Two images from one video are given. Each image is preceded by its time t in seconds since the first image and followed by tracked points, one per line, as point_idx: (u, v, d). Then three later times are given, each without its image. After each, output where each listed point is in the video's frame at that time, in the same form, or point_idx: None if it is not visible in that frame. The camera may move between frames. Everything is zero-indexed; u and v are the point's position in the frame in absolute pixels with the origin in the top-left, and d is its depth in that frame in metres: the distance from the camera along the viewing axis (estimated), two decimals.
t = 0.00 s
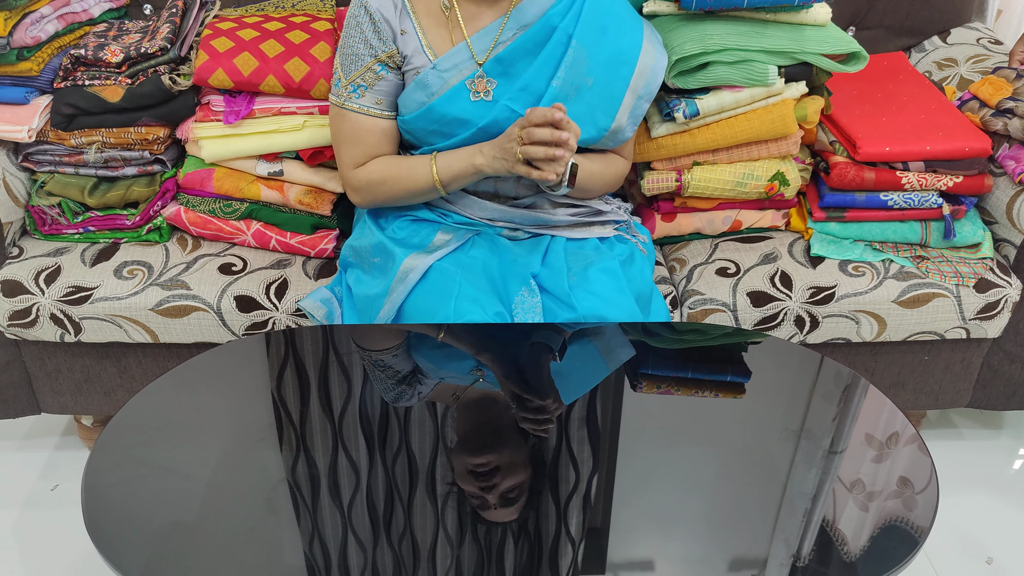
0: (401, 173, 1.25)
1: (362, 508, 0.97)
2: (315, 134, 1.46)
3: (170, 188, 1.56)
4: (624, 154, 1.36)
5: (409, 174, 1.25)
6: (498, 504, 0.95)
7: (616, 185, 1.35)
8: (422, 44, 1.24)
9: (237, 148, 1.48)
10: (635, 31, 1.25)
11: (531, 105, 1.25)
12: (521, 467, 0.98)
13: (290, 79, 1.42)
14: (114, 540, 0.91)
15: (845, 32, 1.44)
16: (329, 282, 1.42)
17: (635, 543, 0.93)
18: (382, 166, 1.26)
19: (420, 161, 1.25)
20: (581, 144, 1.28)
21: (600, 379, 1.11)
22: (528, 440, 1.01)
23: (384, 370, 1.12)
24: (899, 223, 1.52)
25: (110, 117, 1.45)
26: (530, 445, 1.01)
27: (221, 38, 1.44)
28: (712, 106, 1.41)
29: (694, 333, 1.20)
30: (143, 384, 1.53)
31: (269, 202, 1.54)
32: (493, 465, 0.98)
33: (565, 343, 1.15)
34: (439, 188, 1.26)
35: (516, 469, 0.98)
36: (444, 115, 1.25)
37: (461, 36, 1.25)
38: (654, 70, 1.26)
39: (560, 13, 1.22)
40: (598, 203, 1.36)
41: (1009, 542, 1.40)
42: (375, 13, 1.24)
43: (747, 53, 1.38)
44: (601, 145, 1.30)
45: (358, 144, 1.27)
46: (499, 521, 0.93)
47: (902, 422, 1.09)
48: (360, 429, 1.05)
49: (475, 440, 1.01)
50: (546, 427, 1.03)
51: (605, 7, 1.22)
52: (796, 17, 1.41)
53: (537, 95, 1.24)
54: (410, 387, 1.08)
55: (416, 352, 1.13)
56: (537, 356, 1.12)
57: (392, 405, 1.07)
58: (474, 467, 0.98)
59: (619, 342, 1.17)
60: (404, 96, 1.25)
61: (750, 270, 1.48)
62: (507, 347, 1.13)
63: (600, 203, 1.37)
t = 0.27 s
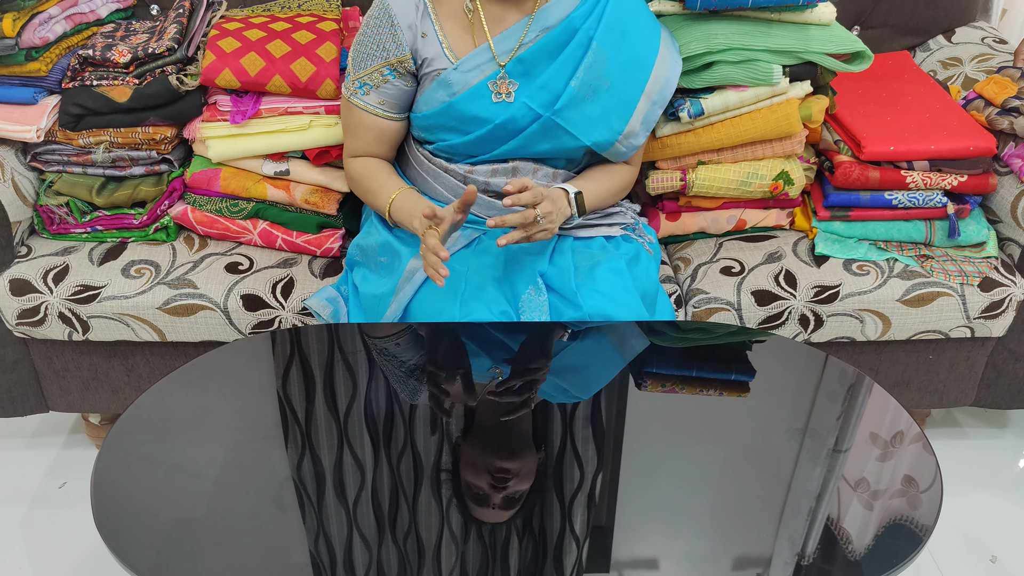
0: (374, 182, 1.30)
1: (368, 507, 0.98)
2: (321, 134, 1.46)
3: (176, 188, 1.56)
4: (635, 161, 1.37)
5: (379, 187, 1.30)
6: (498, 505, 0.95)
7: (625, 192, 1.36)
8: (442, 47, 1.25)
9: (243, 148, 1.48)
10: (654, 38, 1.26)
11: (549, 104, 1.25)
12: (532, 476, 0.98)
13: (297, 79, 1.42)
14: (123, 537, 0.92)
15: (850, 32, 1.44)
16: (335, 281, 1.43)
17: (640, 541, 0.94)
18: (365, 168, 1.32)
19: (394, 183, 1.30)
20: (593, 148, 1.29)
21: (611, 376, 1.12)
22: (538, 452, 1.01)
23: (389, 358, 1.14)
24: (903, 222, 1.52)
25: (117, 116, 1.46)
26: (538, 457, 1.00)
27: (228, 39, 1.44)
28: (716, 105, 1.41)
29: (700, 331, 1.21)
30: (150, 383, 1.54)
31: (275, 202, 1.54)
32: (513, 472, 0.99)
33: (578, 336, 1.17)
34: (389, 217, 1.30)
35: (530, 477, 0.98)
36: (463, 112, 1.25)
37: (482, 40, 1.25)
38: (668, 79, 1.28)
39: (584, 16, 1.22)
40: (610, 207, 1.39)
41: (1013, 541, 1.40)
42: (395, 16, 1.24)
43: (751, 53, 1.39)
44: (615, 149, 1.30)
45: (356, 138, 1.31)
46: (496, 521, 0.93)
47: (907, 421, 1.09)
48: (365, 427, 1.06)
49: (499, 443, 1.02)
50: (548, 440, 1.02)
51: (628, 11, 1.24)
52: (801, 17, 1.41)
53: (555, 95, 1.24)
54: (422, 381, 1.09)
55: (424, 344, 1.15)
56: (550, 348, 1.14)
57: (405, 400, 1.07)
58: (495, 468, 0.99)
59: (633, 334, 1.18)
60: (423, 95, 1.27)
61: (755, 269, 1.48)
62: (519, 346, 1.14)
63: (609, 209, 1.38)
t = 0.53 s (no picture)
0: (384, 172, 1.29)
1: (371, 507, 0.98)
2: (324, 134, 1.46)
3: (181, 188, 1.57)
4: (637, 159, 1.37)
5: (389, 172, 1.29)
6: (497, 502, 0.96)
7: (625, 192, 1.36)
8: (443, 49, 1.25)
9: (247, 149, 1.49)
10: (654, 36, 1.26)
11: (549, 104, 1.25)
12: (529, 473, 0.99)
13: (300, 80, 1.43)
14: (128, 536, 0.92)
15: (852, 32, 1.44)
16: (338, 281, 1.43)
17: (643, 541, 0.94)
18: (372, 163, 1.31)
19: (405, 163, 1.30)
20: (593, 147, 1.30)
21: (611, 378, 1.13)
22: (536, 450, 1.02)
23: (392, 354, 1.16)
24: (906, 222, 1.52)
25: (122, 117, 1.47)
26: (536, 454, 1.01)
27: (232, 39, 1.45)
28: (719, 105, 1.42)
29: (702, 331, 1.21)
30: (154, 382, 1.55)
31: (279, 202, 1.55)
32: (507, 467, 1.00)
33: (580, 336, 1.18)
34: (406, 196, 1.29)
35: (526, 474, 0.99)
36: (464, 113, 1.26)
37: (481, 40, 1.26)
38: (669, 74, 1.27)
39: (582, 14, 1.23)
40: (612, 206, 1.39)
41: (1015, 541, 1.40)
42: (395, 19, 1.25)
43: (754, 53, 1.39)
44: (617, 147, 1.31)
45: (360, 139, 1.32)
46: (491, 521, 0.94)
47: (909, 421, 1.09)
48: (368, 427, 1.07)
49: (497, 439, 1.03)
50: (549, 437, 1.03)
51: (628, 9, 1.24)
52: (802, 17, 1.41)
53: (555, 94, 1.25)
54: (423, 379, 1.11)
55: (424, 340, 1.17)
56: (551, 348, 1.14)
57: (406, 396, 1.09)
58: (490, 463, 1.00)
59: (633, 338, 1.18)
60: (425, 96, 1.28)
61: (757, 269, 1.48)
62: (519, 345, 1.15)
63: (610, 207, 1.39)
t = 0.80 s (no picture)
0: (381, 184, 1.31)
1: (371, 507, 0.98)
2: (325, 135, 1.46)
3: (182, 189, 1.58)
4: (634, 156, 1.37)
5: (385, 187, 1.30)
6: (497, 502, 0.96)
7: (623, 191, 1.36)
8: (437, 52, 1.26)
9: (248, 149, 1.49)
10: (647, 34, 1.26)
11: (545, 105, 1.25)
12: (527, 470, 0.99)
13: (301, 81, 1.43)
14: (130, 535, 0.93)
15: (851, 32, 1.44)
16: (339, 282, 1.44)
17: (644, 541, 0.94)
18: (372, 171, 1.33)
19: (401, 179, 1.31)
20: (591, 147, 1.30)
21: (608, 378, 1.13)
22: (536, 446, 1.02)
23: (389, 353, 1.17)
24: (905, 222, 1.52)
25: (123, 118, 1.47)
26: (536, 451, 1.01)
27: (233, 40, 1.46)
28: (719, 106, 1.42)
29: (702, 331, 1.22)
30: (156, 382, 1.55)
31: (280, 203, 1.55)
32: (496, 463, 1.00)
33: (578, 337, 1.18)
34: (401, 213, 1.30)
35: (522, 471, 0.99)
36: (460, 116, 1.26)
37: (475, 42, 1.26)
38: (664, 71, 1.27)
39: (574, 15, 1.23)
40: (611, 206, 1.39)
41: (1015, 542, 1.40)
42: (387, 23, 1.25)
43: (753, 54, 1.39)
44: (614, 146, 1.31)
45: (358, 145, 1.33)
46: (503, 523, 0.94)
47: (910, 421, 1.09)
48: (369, 426, 1.07)
49: (487, 438, 1.03)
50: (551, 437, 1.03)
51: (620, 9, 1.24)
52: (802, 18, 1.41)
53: (551, 95, 1.25)
54: (418, 378, 1.12)
55: (422, 339, 1.17)
56: (549, 348, 1.15)
57: (404, 396, 1.10)
58: (482, 462, 1.00)
59: (630, 338, 1.19)
60: (421, 99, 1.28)
61: (757, 269, 1.49)
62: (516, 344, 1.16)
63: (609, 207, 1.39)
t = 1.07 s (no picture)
0: (378, 180, 1.31)
1: (371, 507, 0.98)
2: (324, 135, 1.46)
3: (181, 188, 1.58)
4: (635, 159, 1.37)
5: (382, 183, 1.31)
6: (498, 503, 0.96)
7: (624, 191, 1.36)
8: (437, 52, 1.26)
9: (247, 149, 1.49)
10: (648, 35, 1.26)
11: (545, 106, 1.25)
12: (530, 472, 0.99)
13: (300, 80, 1.43)
14: (129, 535, 0.93)
15: (852, 33, 1.44)
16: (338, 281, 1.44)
17: (644, 540, 0.94)
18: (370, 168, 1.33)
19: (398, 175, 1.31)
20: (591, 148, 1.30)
21: (608, 378, 1.13)
22: (536, 451, 1.01)
23: (388, 353, 1.17)
24: (904, 221, 1.52)
25: (122, 118, 1.47)
26: (536, 453, 1.01)
27: (232, 40, 1.46)
28: (717, 105, 1.42)
29: (701, 330, 1.22)
30: (155, 382, 1.55)
31: (279, 202, 1.55)
32: (510, 467, 1.00)
33: (578, 336, 1.19)
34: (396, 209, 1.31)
35: (528, 473, 0.99)
36: (460, 117, 1.26)
37: (475, 41, 1.25)
38: (665, 74, 1.27)
39: (575, 16, 1.23)
40: (611, 206, 1.39)
41: (1015, 541, 1.40)
42: (389, 23, 1.25)
43: (752, 53, 1.39)
44: (614, 148, 1.31)
45: (359, 143, 1.33)
46: (491, 522, 0.94)
47: (909, 421, 1.09)
48: (368, 426, 1.07)
49: (493, 438, 1.03)
50: (550, 438, 1.03)
51: (620, 10, 1.24)
52: (801, 17, 1.41)
53: (551, 96, 1.25)
54: (418, 377, 1.12)
55: (420, 339, 1.18)
56: (550, 348, 1.15)
57: (403, 396, 1.09)
58: (491, 462, 1.00)
59: (629, 338, 1.19)
60: (421, 99, 1.28)
61: (756, 269, 1.49)
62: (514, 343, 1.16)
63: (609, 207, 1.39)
